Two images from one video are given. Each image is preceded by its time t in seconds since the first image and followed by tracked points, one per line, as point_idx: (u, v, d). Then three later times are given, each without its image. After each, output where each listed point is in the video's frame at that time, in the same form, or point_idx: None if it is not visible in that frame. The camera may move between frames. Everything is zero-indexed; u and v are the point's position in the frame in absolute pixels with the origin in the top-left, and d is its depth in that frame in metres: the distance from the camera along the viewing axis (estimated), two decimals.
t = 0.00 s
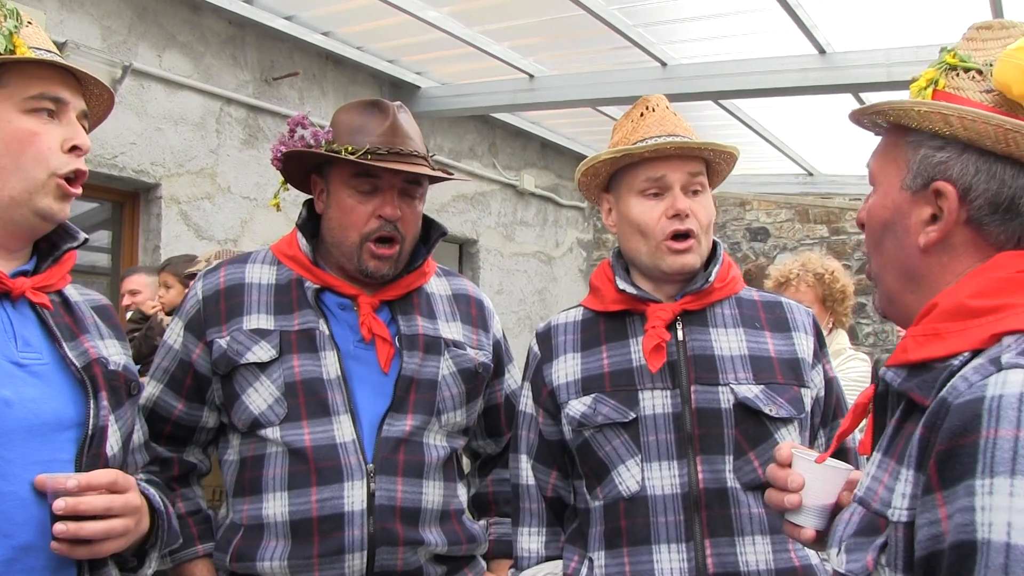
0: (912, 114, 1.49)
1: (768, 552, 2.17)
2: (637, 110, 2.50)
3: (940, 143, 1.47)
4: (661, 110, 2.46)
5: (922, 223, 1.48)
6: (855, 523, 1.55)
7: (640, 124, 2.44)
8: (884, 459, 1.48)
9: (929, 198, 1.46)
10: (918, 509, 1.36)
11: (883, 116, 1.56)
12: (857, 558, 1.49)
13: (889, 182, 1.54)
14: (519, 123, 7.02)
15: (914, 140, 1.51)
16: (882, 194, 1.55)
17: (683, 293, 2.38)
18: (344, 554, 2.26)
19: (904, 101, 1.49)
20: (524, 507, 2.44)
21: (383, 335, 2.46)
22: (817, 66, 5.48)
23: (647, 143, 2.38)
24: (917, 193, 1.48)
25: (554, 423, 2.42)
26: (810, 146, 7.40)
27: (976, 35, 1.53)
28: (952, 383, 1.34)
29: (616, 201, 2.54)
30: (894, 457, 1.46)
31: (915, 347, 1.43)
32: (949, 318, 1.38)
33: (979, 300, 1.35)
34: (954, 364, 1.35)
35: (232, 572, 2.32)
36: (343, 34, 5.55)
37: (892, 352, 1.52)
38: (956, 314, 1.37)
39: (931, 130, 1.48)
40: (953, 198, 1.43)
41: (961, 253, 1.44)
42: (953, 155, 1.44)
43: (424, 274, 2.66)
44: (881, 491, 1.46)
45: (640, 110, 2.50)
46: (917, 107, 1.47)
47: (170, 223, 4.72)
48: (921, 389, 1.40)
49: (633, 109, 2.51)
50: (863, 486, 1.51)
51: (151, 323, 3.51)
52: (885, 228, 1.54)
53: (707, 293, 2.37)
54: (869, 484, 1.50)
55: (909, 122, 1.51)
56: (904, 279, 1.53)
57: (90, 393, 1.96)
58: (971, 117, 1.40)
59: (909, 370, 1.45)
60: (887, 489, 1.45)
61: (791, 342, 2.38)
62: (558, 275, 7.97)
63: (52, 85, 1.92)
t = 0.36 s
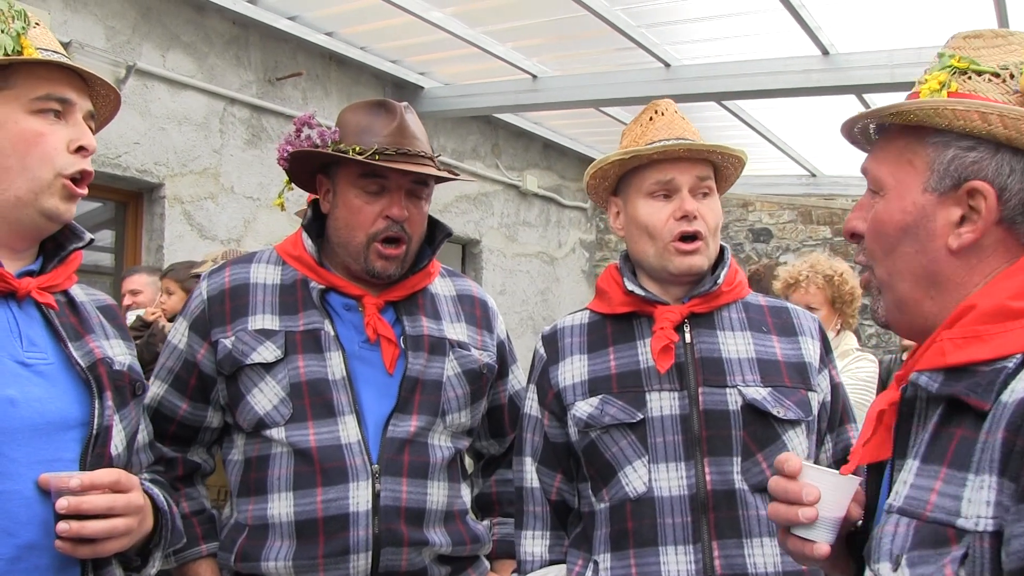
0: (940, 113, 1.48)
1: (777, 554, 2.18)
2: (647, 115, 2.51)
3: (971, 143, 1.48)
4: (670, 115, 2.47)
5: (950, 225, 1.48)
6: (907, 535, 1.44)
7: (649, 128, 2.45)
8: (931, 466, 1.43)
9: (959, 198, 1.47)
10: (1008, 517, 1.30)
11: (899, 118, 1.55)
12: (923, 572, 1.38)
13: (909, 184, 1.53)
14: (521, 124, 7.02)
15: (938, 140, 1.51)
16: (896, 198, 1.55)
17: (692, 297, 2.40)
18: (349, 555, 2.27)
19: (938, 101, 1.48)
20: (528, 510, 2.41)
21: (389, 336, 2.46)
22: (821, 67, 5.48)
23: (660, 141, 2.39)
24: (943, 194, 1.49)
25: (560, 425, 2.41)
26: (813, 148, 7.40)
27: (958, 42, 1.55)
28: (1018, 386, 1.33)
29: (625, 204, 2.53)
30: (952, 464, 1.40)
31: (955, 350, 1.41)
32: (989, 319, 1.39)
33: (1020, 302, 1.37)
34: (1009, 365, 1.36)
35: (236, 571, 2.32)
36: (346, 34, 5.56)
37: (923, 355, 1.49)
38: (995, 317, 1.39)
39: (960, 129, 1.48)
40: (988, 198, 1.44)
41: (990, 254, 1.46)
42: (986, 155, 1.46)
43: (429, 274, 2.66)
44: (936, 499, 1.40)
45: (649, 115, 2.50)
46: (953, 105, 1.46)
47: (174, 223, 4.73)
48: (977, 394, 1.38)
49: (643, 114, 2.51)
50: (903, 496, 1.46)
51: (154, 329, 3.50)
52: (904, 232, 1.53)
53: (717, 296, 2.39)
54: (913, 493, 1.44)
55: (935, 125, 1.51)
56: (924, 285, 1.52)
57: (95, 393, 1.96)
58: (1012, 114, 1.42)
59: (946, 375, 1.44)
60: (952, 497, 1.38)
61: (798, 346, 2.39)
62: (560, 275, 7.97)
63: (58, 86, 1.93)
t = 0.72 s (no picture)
0: (962, 109, 1.48)
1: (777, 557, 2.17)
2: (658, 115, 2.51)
3: (991, 141, 1.49)
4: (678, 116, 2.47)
5: (967, 221, 1.49)
6: (950, 534, 1.42)
7: (659, 127, 2.45)
8: (970, 464, 1.42)
9: (976, 195, 1.49)
10: None
11: (915, 113, 1.54)
12: (978, 573, 1.36)
13: (925, 180, 1.53)
14: (520, 124, 7.02)
15: (956, 137, 1.52)
16: (909, 194, 1.54)
17: (694, 298, 2.40)
18: (345, 555, 2.27)
19: (962, 96, 1.47)
20: (526, 511, 2.41)
21: (385, 337, 2.46)
22: (819, 66, 5.48)
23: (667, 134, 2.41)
24: (961, 190, 1.50)
25: (560, 425, 2.41)
26: (812, 147, 7.40)
27: (962, 49, 1.56)
28: None
29: (632, 202, 2.53)
30: (990, 461, 1.40)
31: (981, 346, 1.41)
32: (1016, 317, 1.41)
33: None
34: None
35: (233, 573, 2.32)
36: (345, 35, 5.56)
37: (942, 353, 1.48)
38: (1019, 314, 1.40)
39: (981, 126, 1.49)
40: (1008, 195, 1.46)
41: (1005, 252, 1.48)
42: (1006, 153, 1.48)
43: (425, 275, 2.66)
44: (976, 497, 1.39)
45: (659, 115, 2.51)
46: (976, 101, 1.46)
47: (173, 224, 4.74)
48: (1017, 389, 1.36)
49: (653, 115, 2.51)
50: (931, 495, 1.46)
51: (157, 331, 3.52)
52: (919, 229, 1.52)
53: (719, 298, 2.39)
54: (945, 491, 1.44)
55: (955, 121, 1.51)
56: (935, 282, 1.52)
57: (96, 395, 1.96)
58: None
59: (972, 371, 1.43)
60: (1001, 495, 1.37)
61: (800, 349, 2.40)
62: (559, 276, 7.97)
63: (60, 90, 1.93)
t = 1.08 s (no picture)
0: (1009, 101, 1.49)
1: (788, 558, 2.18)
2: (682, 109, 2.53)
3: None
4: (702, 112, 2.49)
5: (992, 216, 1.50)
6: (958, 529, 1.43)
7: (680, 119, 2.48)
8: (983, 461, 1.43)
9: (1005, 191, 1.49)
10: None
11: (957, 100, 1.55)
12: (986, 569, 1.38)
13: (954, 168, 1.55)
14: (521, 124, 7.02)
15: (995, 130, 1.53)
16: (937, 180, 1.56)
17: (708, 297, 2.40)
18: (348, 555, 2.27)
19: (1009, 89, 1.48)
20: (534, 509, 2.40)
21: (387, 337, 2.46)
22: (820, 66, 5.47)
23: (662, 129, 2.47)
24: (988, 182, 1.51)
25: (570, 422, 2.41)
26: (812, 147, 7.41)
27: (1017, 42, 1.56)
28: None
29: (643, 194, 2.55)
30: (1003, 458, 1.41)
31: (998, 343, 1.41)
32: None
33: None
34: None
35: (235, 572, 2.32)
36: (346, 34, 5.55)
37: (960, 348, 1.49)
38: None
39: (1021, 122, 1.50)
40: None
41: None
42: None
43: (427, 274, 2.66)
44: (987, 493, 1.41)
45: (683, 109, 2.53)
46: None
47: (173, 223, 4.74)
48: None
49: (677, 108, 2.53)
50: (941, 490, 1.48)
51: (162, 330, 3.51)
52: (941, 217, 1.54)
53: (733, 297, 2.40)
54: (956, 486, 1.46)
55: (997, 113, 1.52)
56: (953, 273, 1.54)
57: (101, 395, 1.96)
58: None
59: (988, 369, 1.44)
60: (1012, 491, 1.39)
61: (811, 351, 2.41)
62: (559, 275, 7.97)
63: (68, 88, 1.93)
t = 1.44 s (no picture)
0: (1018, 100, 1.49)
1: (799, 558, 2.18)
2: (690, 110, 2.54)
3: None
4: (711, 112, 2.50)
5: (999, 215, 1.51)
6: (949, 528, 1.45)
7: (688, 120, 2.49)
8: (979, 461, 1.44)
9: (1012, 191, 1.50)
10: None
11: (966, 98, 1.56)
12: (973, 568, 1.39)
13: (961, 166, 1.56)
14: (520, 124, 7.03)
15: (1003, 129, 1.53)
16: (946, 179, 1.57)
17: (720, 299, 2.41)
18: (353, 556, 2.27)
19: (1015, 88, 1.48)
20: (543, 508, 2.46)
21: (391, 337, 2.46)
22: (819, 66, 5.48)
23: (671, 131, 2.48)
24: (995, 181, 1.51)
25: (581, 422, 2.43)
26: (812, 147, 7.42)
27: None
28: None
29: (655, 194, 2.56)
30: (998, 458, 1.42)
31: (1000, 343, 1.43)
32: None
33: None
34: None
35: (239, 573, 2.33)
36: (345, 35, 5.56)
37: (963, 348, 1.50)
38: None
39: None
40: None
41: None
42: None
43: (430, 274, 2.67)
44: (981, 493, 1.42)
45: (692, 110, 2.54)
46: None
47: (173, 224, 4.74)
48: None
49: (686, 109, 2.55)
50: (939, 489, 1.49)
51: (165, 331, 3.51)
52: (949, 216, 1.55)
53: (745, 298, 2.40)
54: (948, 486, 1.47)
55: (1004, 112, 1.53)
56: (960, 272, 1.55)
57: (104, 395, 1.95)
58: None
59: (990, 368, 1.46)
60: (1003, 492, 1.39)
61: (823, 354, 2.41)
62: (559, 275, 7.97)
63: (72, 90, 1.93)
